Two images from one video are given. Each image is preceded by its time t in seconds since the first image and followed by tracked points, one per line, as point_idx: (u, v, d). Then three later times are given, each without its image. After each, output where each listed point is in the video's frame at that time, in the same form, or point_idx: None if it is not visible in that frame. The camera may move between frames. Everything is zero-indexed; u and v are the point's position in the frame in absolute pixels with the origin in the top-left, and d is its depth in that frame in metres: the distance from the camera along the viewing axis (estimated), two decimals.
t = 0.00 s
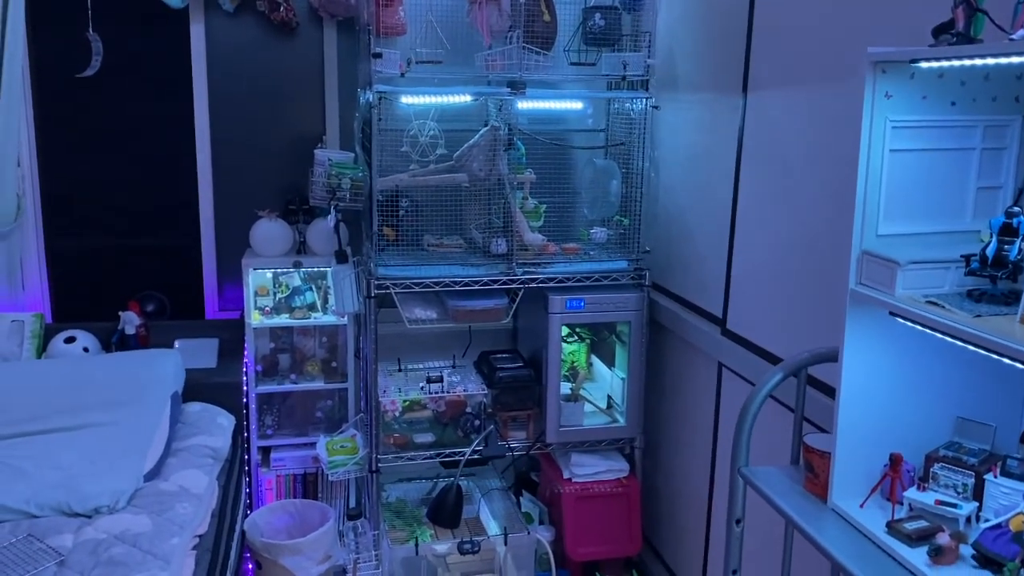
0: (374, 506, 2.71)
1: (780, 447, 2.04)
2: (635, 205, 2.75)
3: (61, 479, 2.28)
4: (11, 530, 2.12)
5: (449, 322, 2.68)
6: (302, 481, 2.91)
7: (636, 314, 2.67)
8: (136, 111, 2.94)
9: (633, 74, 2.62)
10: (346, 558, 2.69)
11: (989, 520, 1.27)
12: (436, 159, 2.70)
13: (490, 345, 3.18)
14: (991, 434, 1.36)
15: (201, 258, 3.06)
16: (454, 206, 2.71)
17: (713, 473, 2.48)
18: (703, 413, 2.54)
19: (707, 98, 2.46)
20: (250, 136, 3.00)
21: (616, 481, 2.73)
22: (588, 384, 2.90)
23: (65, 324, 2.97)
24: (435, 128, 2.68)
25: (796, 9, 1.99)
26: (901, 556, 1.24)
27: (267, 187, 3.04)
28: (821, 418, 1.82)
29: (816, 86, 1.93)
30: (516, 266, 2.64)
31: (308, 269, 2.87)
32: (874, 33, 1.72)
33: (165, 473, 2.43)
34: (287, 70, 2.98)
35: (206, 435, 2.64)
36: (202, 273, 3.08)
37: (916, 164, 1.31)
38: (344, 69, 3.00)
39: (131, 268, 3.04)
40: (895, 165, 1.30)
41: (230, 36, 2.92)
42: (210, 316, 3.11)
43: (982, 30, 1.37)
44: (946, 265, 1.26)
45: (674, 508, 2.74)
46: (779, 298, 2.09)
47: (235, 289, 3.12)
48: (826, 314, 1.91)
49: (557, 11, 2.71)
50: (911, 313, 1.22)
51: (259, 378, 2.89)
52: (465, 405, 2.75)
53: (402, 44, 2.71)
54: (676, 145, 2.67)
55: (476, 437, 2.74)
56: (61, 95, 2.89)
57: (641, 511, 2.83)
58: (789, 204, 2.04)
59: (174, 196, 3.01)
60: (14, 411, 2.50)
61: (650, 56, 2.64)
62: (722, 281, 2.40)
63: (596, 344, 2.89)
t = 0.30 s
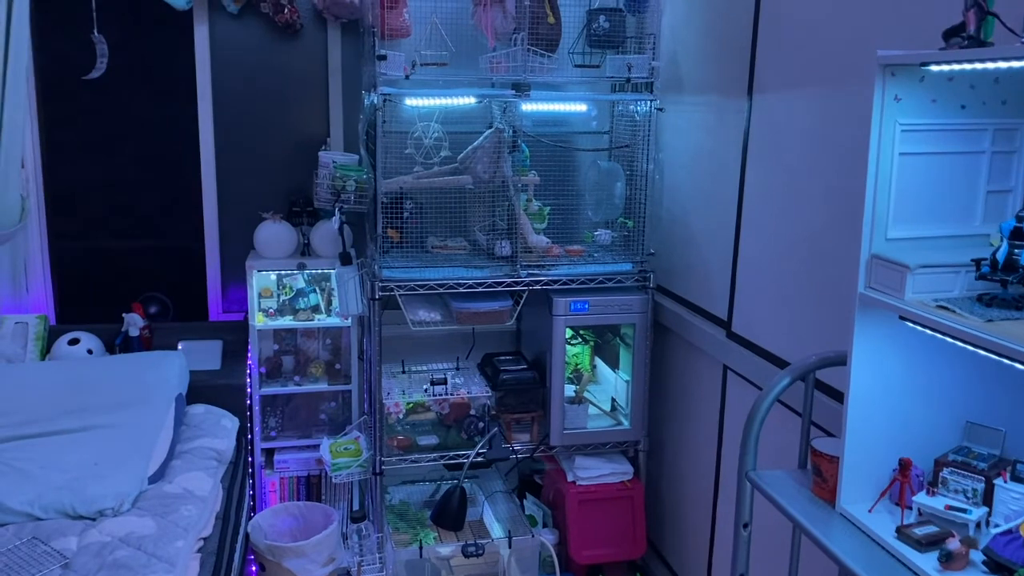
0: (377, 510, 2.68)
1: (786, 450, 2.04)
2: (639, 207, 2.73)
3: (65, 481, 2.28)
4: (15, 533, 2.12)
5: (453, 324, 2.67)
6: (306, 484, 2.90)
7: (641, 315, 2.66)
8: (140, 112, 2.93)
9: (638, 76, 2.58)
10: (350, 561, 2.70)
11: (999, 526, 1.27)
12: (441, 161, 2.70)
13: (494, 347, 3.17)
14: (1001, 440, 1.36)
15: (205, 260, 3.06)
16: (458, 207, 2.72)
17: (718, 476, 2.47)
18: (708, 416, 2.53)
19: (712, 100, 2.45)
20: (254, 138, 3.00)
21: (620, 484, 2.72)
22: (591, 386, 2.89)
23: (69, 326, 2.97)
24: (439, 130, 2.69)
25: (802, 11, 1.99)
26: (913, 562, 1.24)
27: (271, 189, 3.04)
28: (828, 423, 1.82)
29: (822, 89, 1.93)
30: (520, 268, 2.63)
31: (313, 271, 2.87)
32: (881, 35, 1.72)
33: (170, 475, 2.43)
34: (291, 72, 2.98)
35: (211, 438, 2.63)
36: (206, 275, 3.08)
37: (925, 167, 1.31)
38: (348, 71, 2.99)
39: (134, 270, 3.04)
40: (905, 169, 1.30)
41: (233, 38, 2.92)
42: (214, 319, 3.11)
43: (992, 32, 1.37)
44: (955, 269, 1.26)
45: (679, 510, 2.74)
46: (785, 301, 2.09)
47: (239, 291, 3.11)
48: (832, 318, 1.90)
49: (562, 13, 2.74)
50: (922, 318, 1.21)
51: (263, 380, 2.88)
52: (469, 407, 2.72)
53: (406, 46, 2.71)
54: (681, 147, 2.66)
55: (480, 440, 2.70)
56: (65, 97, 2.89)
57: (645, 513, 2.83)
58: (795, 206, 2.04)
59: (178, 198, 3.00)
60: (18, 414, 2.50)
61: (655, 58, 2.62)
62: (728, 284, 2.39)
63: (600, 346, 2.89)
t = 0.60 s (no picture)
0: (381, 514, 2.66)
1: (796, 455, 2.03)
2: (645, 210, 2.72)
3: (69, 484, 2.26)
4: (18, 536, 2.10)
5: (458, 326, 2.66)
6: (309, 486, 2.89)
7: (647, 318, 2.65)
8: (144, 113, 2.92)
9: (644, 78, 2.56)
10: (353, 564, 2.65)
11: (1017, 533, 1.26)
12: (445, 164, 2.69)
13: (499, 349, 3.16)
14: (1018, 446, 1.35)
15: (208, 262, 3.05)
16: (464, 210, 2.69)
17: (725, 480, 2.46)
18: (714, 420, 2.52)
19: (719, 103, 2.44)
20: (258, 140, 2.99)
21: (626, 487, 2.71)
22: (597, 389, 2.87)
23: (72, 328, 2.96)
24: (445, 132, 2.67)
25: (813, 14, 1.98)
26: (929, 570, 1.22)
27: (276, 190, 3.03)
28: (839, 428, 1.81)
29: (833, 92, 1.92)
30: (525, 271, 2.62)
31: (317, 273, 2.86)
32: (894, 38, 1.71)
33: (174, 478, 2.42)
34: (295, 73, 2.97)
35: (215, 440, 2.62)
36: (209, 276, 3.07)
37: (942, 171, 1.30)
38: (353, 73, 2.98)
39: (138, 272, 3.03)
40: (921, 173, 1.29)
41: (238, 39, 2.91)
42: (217, 320, 3.10)
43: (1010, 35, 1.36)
44: (973, 274, 1.25)
45: (684, 515, 2.72)
46: (794, 305, 2.08)
47: (243, 292, 3.10)
48: (843, 323, 1.89)
49: (568, 15, 2.73)
50: (939, 324, 1.20)
51: (266, 382, 2.87)
52: (474, 410, 2.72)
53: (412, 47, 2.69)
54: (687, 150, 2.65)
55: (485, 442, 2.72)
56: (69, 97, 2.88)
57: (650, 517, 2.82)
58: (805, 210, 2.03)
59: (181, 200, 2.99)
60: (22, 416, 2.49)
61: (662, 60, 2.60)
62: (735, 288, 2.38)
63: (606, 349, 2.87)
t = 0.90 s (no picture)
0: (377, 514, 2.64)
1: (795, 456, 2.01)
2: (644, 209, 2.72)
3: (63, 483, 2.24)
4: (11, 535, 2.08)
5: (456, 326, 2.64)
6: (306, 486, 2.88)
7: (645, 318, 2.63)
8: (141, 110, 2.91)
9: (644, 76, 2.54)
10: (349, 565, 2.63)
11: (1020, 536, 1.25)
12: (444, 162, 2.68)
13: (497, 349, 3.15)
14: (1021, 448, 1.34)
15: (204, 260, 3.03)
16: (462, 210, 2.70)
17: (723, 482, 2.45)
18: (713, 421, 2.51)
19: (719, 102, 2.43)
20: (255, 137, 2.97)
21: (623, 488, 2.70)
22: (595, 390, 2.86)
23: (67, 326, 2.94)
24: (443, 130, 2.66)
25: (814, 12, 1.96)
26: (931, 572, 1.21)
27: (273, 188, 3.01)
28: (839, 429, 1.80)
29: (834, 91, 1.90)
30: (524, 270, 2.61)
31: (314, 271, 2.84)
32: (896, 36, 1.69)
33: (169, 477, 2.40)
34: (293, 71, 2.95)
35: (210, 439, 2.60)
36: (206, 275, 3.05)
37: (946, 170, 1.28)
38: (351, 71, 2.97)
39: (134, 270, 3.01)
40: (925, 171, 1.27)
41: (236, 36, 2.89)
42: (214, 319, 3.08)
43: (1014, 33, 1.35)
44: (977, 274, 1.24)
45: (682, 516, 2.71)
46: (794, 305, 2.07)
47: (239, 291, 3.08)
48: (843, 323, 1.88)
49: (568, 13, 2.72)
50: (944, 323, 1.19)
51: (263, 381, 2.85)
52: (471, 410, 2.70)
53: (410, 45, 2.68)
54: (687, 149, 2.64)
55: (482, 443, 2.70)
56: (65, 94, 2.86)
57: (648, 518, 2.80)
58: (805, 209, 2.01)
59: (177, 198, 2.97)
60: (16, 414, 2.47)
61: (662, 59, 2.59)
62: (734, 288, 2.37)
63: (604, 349, 2.86)
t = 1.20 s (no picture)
0: (364, 512, 2.64)
1: (778, 455, 2.02)
2: (632, 209, 2.71)
3: (47, 480, 2.24)
4: None
5: (443, 325, 2.65)
6: (292, 484, 2.88)
7: (632, 318, 2.64)
8: (130, 108, 2.90)
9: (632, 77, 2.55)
10: (335, 563, 2.64)
11: (993, 534, 1.26)
12: (433, 160, 2.67)
13: (485, 348, 3.15)
14: (996, 448, 1.34)
15: (193, 257, 3.02)
16: (450, 206, 2.68)
17: (708, 480, 2.46)
18: (698, 420, 2.51)
19: (706, 103, 2.44)
20: (244, 135, 2.97)
21: (610, 487, 2.70)
22: (582, 389, 2.86)
23: (55, 323, 2.93)
24: (432, 129, 2.66)
25: (799, 13, 1.97)
26: (905, 570, 1.22)
27: (261, 186, 3.01)
28: (821, 429, 1.80)
29: (818, 92, 1.91)
30: (511, 269, 2.61)
31: (301, 269, 2.84)
32: (879, 38, 1.70)
33: (153, 474, 2.39)
34: (282, 69, 2.95)
35: (196, 437, 2.60)
36: (193, 272, 3.04)
37: (922, 170, 1.29)
38: (341, 69, 2.97)
39: (122, 267, 3.01)
40: (901, 172, 1.28)
41: (225, 33, 2.89)
42: (202, 316, 3.08)
43: (993, 34, 1.35)
44: (952, 274, 1.24)
45: (668, 515, 2.72)
46: (778, 305, 2.07)
47: (227, 289, 3.08)
48: (826, 323, 1.89)
49: (557, 13, 2.72)
50: (918, 322, 1.19)
51: (250, 379, 2.85)
52: (458, 409, 2.70)
53: (399, 44, 2.68)
54: (675, 149, 2.65)
55: (469, 441, 2.70)
56: (53, 91, 2.86)
57: (635, 517, 2.81)
58: (790, 210, 2.02)
59: (166, 195, 2.97)
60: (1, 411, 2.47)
61: (650, 59, 2.60)
62: (719, 288, 2.38)
63: (591, 349, 2.86)
